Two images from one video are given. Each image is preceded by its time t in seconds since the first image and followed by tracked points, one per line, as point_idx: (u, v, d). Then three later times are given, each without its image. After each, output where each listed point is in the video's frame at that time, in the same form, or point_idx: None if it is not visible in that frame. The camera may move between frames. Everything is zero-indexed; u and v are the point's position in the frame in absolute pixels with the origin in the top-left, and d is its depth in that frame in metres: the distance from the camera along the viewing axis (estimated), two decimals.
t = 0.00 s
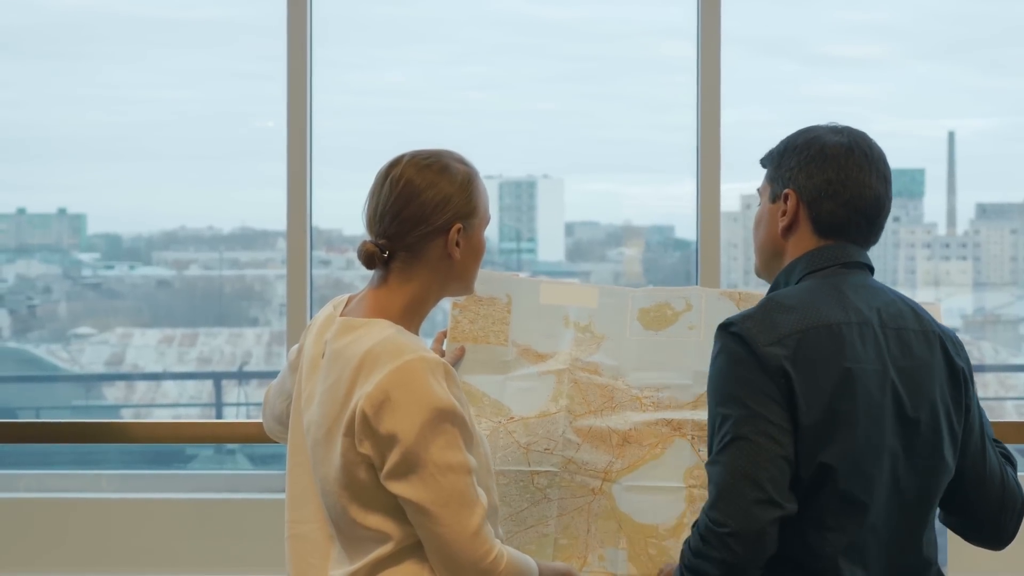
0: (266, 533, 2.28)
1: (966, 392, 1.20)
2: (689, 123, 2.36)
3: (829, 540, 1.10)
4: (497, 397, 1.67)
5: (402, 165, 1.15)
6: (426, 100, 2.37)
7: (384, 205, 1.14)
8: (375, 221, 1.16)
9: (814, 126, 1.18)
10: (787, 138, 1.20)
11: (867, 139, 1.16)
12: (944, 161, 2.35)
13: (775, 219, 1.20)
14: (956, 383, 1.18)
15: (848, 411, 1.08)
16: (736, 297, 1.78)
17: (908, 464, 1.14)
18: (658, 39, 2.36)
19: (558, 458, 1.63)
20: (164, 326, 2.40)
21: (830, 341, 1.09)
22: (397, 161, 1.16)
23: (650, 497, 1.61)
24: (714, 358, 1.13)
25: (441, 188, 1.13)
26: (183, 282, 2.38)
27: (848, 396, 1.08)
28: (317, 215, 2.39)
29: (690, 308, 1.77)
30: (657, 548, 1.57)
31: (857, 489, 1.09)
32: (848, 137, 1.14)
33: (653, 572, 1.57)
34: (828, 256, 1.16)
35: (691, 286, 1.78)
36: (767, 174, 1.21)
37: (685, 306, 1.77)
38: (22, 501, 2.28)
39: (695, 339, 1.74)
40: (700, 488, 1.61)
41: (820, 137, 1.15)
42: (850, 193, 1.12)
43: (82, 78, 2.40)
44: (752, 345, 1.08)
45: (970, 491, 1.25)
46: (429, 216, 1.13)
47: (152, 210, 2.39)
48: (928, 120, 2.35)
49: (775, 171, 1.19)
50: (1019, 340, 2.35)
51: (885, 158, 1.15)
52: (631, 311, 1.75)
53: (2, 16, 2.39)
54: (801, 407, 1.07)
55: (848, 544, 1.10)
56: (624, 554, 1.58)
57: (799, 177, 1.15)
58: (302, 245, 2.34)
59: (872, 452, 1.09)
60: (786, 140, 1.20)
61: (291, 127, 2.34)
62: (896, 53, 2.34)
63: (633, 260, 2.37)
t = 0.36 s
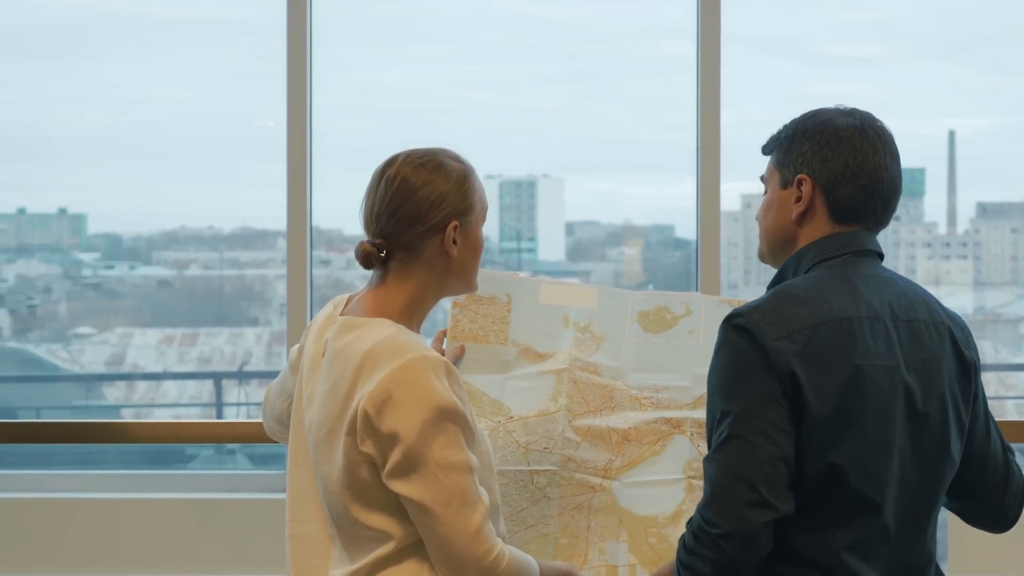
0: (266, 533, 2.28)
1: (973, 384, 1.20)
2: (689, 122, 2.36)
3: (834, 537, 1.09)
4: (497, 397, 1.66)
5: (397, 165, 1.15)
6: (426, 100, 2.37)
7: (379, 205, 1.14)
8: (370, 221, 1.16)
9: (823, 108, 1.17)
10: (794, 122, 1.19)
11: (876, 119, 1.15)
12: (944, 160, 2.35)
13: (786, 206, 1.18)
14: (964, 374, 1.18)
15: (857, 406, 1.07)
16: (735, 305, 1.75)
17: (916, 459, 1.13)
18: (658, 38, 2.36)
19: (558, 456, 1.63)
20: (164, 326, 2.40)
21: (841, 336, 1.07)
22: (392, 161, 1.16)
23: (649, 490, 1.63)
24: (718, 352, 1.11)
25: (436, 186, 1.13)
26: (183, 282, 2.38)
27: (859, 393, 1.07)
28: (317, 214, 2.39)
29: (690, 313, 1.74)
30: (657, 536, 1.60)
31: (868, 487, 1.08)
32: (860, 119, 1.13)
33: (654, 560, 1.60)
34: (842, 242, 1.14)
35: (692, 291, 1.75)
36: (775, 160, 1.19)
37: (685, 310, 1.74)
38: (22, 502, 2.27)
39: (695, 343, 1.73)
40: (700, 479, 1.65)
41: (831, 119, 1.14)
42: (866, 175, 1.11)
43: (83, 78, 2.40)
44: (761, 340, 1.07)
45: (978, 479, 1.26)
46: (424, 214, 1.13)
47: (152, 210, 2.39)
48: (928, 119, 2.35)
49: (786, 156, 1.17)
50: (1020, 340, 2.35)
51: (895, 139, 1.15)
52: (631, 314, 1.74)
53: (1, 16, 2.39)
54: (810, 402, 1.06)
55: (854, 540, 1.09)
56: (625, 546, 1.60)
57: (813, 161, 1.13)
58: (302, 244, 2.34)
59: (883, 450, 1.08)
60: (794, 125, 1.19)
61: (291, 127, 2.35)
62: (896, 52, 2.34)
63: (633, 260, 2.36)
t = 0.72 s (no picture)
0: (268, 534, 2.28)
1: (980, 388, 1.20)
2: (690, 122, 2.36)
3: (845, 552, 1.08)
4: (500, 398, 1.66)
5: (396, 164, 1.15)
6: (427, 100, 2.37)
7: (379, 205, 1.14)
8: (371, 221, 1.16)
9: (817, 120, 1.17)
10: (789, 134, 1.19)
11: (871, 128, 1.15)
12: (945, 161, 2.35)
13: (784, 218, 1.18)
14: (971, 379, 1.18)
15: (863, 422, 1.06)
16: (736, 310, 1.75)
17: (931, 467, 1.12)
18: (659, 39, 2.36)
19: (561, 457, 1.63)
20: (165, 326, 2.40)
21: (842, 350, 1.07)
22: (392, 160, 1.17)
23: (652, 490, 1.64)
24: (716, 376, 1.11)
25: (435, 185, 1.14)
26: (185, 282, 2.39)
27: (862, 406, 1.06)
28: (317, 215, 2.39)
29: (692, 315, 1.74)
30: (660, 535, 1.61)
31: (877, 498, 1.07)
32: (854, 128, 1.13)
33: (658, 559, 1.60)
34: (841, 254, 1.14)
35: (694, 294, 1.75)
36: (770, 174, 1.20)
37: (687, 313, 1.74)
38: (23, 502, 2.28)
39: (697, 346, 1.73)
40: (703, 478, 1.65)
41: (825, 130, 1.14)
42: (862, 185, 1.11)
43: (83, 78, 2.40)
44: (759, 361, 1.07)
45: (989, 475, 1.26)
46: (423, 214, 1.13)
47: (154, 211, 2.39)
48: (929, 119, 2.35)
49: (781, 169, 1.18)
50: (1022, 340, 2.35)
51: (892, 147, 1.15)
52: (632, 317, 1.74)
53: (2, 16, 2.39)
54: (813, 421, 1.06)
55: (868, 554, 1.08)
56: (629, 545, 1.61)
57: (808, 173, 1.14)
58: (303, 245, 2.34)
59: (893, 459, 1.07)
60: (789, 138, 1.19)
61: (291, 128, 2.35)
62: (897, 53, 2.34)
63: (634, 260, 2.37)
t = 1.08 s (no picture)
0: (267, 535, 2.28)
1: (980, 389, 1.20)
2: (690, 123, 2.36)
3: (848, 561, 1.09)
4: (497, 397, 1.66)
5: (394, 165, 1.15)
6: (426, 101, 2.37)
7: (377, 206, 1.14)
8: (369, 222, 1.16)
9: (807, 120, 1.17)
10: (780, 137, 1.20)
11: (862, 124, 1.15)
12: (944, 162, 2.35)
13: (781, 221, 1.18)
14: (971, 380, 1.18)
15: (862, 429, 1.06)
16: (735, 297, 1.75)
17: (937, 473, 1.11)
18: (658, 39, 2.36)
19: (558, 454, 1.63)
20: (165, 327, 2.40)
21: (840, 357, 1.07)
22: (389, 162, 1.17)
23: (649, 485, 1.64)
24: (713, 385, 1.11)
25: (433, 187, 1.13)
26: (184, 283, 2.39)
27: (861, 413, 1.06)
28: (317, 215, 2.39)
29: (689, 308, 1.75)
30: (657, 529, 1.62)
31: (879, 504, 1.07)
32: (843, 126, 1.13)
33: (654, 553, 1.61)
34: (838, 258, 1.14)
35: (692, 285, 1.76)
36: (766, 178, 1.20)
37: (684, 305, 1.75)
38: (23, 503, 2.28)
39: (694, 338, 1.73)
40: (700, 470, 1.65)
41: (814, 130, 1.14)
42: (855, 182, 1.11)
43: (83, 79, 2.40)
44: (757, 372, 1.07)
45: (987, 476, 1.26)
46: (421, 215, 1.13)
47: (153, 211, 2.39)
48: (929, 120, 2.35)
49: (774, 173, 1.18)
50: (1020, 341, 2.35)
51: (885, 142, 1.14)
52: (631, 312, 1.74)
53: (2, 17, 2.39)
54: (812, 431, 1.06)
55: (870, 561, 1.08)
56: (627, 542, 1.61)
57: (799, 174, 1.14)
58: (302, 246, 2.34)
59: (893, 466, 1.07)
60: (781, 140, 1.19)
61: (291, 128, 2.35)
62: (896, 53, 2.34)
63: (633, 261, 2.36)
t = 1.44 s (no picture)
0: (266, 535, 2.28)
1: (979, 392, 1.20)
2: (689, 123, 2.36)
3: (846, 562, 1.09)
4: (496, 398, 1.66)
5: (395, 165, 1.15)
6: (425, 101, 2.37)
7: (377, 205, 1.14)
8: (369, 222, 1.16)
9: (806, 121, 1.17)
10: (780, 139, 1.20)
11: (862, 125, 1.15)
12: (944, 162, 2.35)
13: (781, 224, 1.18)
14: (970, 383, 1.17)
15: (861, 433, 1.06)
16: (733, 310, 1.75)
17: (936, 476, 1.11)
18: (658, 40, 2.36)
19: (556, 456, 1.63)
20: (164, 328, 2.40)
21: (839, 360, 1.07)
22: (389, 162, 1.17)
23: (648, 488, 1.64)
24: (712, 387, 1.11)
25: (433, 187, 1.13)
26: (183, 283, 2.39)
27: (859, 415, 1.06)
28: (316, 215, 2.39)
29: (688, 318, 1.75)
30: (655, 533, 1.61)
31: (877, 506, 1.07)
32: (843, 126, 1.13)
33: (653, 557, 1.60)
34: (838, 260, 1.14)
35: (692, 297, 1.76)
36: (765, 181, 1.20)
37: (683, 315, 1.75)
38: (22, 503, 2.27)
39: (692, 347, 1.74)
40: (699, 475, 1.65)
41: (814, 131, 1.15)
42: (856, 182, 1.11)
43: (83, 79, 2.40)
44: (756, 374, 1.07)
45: (986, 478, 1.26)
46: (421, 215, 1.13)
47: (153, 211, 2.39)
48: (928, 120, 2.35)
49: (774, 175, 1.18)
50: (1019, 341, 2.35)
51: (885, 142, 1.14)
52: (630, 317, 1.75)
53: (2, 17, 2.39)
54: (811, 436, 1.06)
55: (868, 564, 1.08)
56: (624, 545, 1.61)
57: (800, 176, 1.14)
58: (301, 246, 2.34)
59: (892, 467, 1.07)
60: (780, 142, 1.19)
61: (290, 129, 2.35)
62: (896, 54, 2.34)
63: (632, 262, 2.36)
